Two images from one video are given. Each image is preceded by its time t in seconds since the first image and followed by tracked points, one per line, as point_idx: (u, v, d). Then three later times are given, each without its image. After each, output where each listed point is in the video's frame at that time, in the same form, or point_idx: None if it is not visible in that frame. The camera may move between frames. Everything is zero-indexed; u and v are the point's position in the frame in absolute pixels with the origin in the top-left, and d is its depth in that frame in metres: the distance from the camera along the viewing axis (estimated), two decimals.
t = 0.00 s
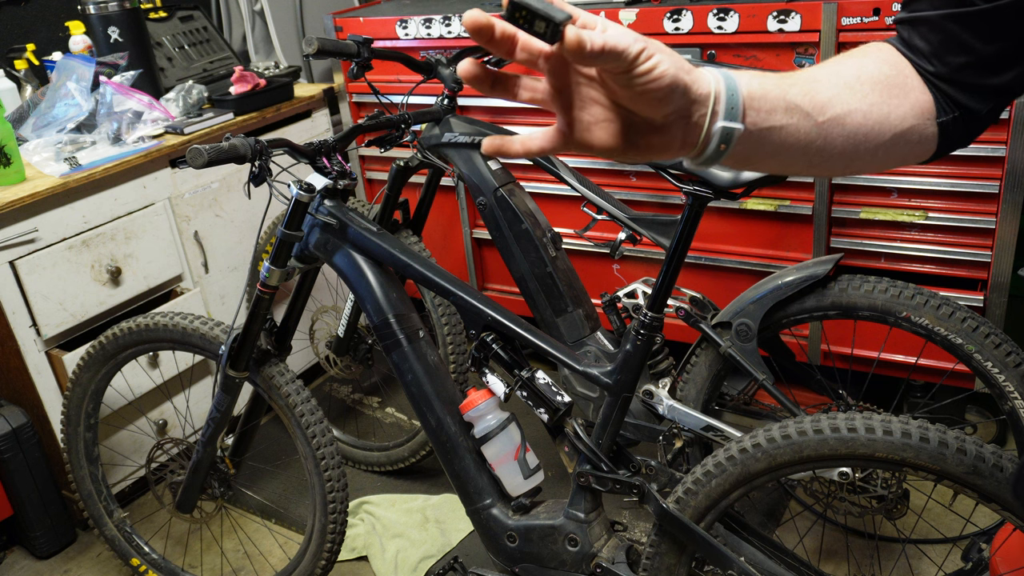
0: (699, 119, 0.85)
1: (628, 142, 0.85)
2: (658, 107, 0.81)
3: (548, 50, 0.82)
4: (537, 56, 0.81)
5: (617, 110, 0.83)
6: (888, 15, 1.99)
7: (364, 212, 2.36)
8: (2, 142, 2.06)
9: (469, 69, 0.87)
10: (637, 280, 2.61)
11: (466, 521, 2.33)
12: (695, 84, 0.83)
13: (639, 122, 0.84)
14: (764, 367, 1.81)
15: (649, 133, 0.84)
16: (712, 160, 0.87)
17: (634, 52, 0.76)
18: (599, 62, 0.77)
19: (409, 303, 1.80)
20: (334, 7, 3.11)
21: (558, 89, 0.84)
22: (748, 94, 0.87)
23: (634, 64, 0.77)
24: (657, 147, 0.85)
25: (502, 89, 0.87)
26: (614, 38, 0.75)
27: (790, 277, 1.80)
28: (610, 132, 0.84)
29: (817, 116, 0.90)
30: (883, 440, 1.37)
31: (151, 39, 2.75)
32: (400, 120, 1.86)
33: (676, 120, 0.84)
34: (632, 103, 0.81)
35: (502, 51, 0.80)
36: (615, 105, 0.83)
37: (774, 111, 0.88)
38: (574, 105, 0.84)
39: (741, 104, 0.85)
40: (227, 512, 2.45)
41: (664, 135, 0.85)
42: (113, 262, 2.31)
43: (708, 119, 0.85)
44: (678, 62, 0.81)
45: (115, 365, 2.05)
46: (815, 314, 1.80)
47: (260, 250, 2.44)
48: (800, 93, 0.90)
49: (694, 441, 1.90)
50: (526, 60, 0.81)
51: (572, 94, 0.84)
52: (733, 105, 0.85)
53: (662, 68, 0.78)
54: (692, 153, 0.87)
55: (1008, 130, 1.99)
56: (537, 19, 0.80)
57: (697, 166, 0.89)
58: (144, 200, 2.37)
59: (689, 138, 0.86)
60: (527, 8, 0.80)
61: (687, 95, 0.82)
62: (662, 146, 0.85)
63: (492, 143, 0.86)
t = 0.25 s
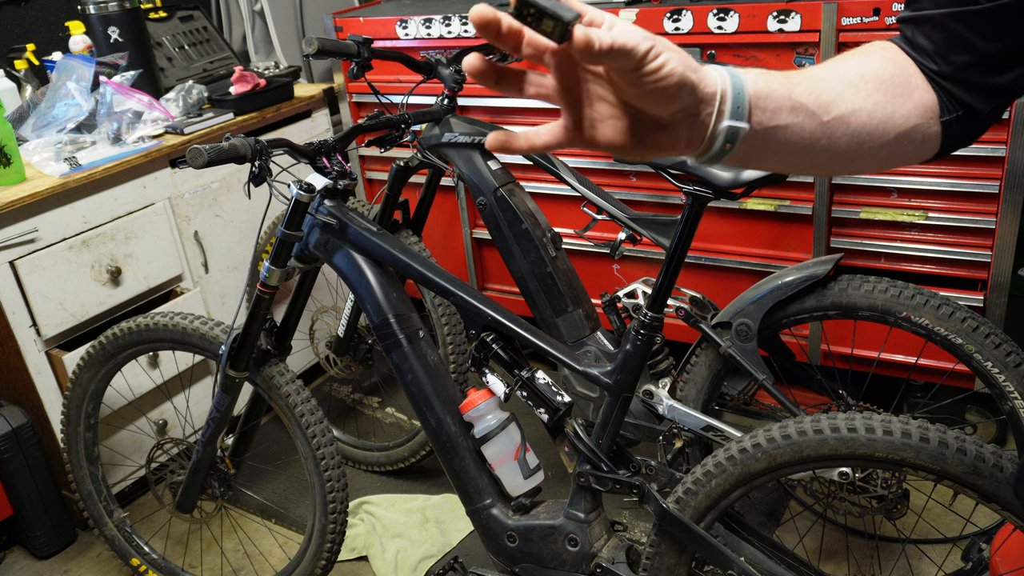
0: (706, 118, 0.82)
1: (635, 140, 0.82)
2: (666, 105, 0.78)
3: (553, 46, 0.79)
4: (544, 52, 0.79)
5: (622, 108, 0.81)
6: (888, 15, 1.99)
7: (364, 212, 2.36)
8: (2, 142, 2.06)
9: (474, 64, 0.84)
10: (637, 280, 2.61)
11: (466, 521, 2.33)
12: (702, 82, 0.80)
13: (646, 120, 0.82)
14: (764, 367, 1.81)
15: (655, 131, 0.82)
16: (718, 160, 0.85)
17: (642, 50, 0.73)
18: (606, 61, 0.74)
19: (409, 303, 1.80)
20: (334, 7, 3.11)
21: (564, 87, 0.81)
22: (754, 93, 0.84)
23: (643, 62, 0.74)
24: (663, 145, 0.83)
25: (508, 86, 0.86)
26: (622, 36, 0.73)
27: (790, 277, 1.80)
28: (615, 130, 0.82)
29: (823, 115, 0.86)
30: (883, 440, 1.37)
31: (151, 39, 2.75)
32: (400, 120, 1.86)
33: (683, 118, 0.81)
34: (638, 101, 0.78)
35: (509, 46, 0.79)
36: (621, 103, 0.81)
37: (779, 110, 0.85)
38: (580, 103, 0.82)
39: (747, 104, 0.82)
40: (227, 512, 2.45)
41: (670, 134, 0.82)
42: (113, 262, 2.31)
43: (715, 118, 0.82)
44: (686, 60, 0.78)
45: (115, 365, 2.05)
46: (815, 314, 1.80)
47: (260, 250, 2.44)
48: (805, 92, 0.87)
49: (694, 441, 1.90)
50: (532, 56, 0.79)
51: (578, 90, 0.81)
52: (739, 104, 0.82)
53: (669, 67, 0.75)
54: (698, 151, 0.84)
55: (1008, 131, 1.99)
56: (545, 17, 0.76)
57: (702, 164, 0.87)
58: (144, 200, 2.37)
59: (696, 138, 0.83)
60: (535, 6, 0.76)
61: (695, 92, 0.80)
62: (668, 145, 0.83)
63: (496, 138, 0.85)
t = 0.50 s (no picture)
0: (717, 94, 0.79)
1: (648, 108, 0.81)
2: (681, 78, 0.76)
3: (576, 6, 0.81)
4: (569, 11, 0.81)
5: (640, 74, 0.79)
6: (888, 15, 1.99)
7: (364, 212, 2.36)
8: (2, 142, 2.06)
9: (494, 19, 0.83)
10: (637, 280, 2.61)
11: (467, 521, 2.33)
12: (720, 58, 0.77)
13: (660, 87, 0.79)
14: (764, 367, 1.81)
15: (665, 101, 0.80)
16: (722, 136, 0.83)
17: (668, 20, 0.70)
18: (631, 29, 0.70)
19: (409, 303, 1.80)
20: (334, 7, 3.11)
21: (586, 47, 0.81)
22: (768, 72, 0.82)
23: (666, 33, 0.71)
24: (671, 115, 0.81)
25: (524, 40, 0.86)
26: (651, 3, 0.69)
27: (790, 277, 1.80)
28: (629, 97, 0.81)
29: (830, 98, 0.86)
30: (883, 440, 1.37)
31: (151, 39, 2.75)
32: (400, 120, 1.86)
33: (695, 93, 0.79)
34: (653, 71, 0.75)
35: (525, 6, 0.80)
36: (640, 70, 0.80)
37: (790, 91, 0.84)
38: (601, 65, 0.81)
39: (760, 83, 0.81)
40: (227, 512, 2.45)
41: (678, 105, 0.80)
42: (113, 262, 2.31)
43: (726, 95, 0.80)
44: (707, 33, 0.75)
45: (115, 365, 2.05)
46: (815, 314, 1.80)
47: (260, 250, 2.44)
48: (815, 74, 0.85)
49: (694, 441, 1.90)
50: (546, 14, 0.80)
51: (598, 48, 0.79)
52: (751, 83, 0.80)
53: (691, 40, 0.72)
54: (704, 125, 0.82)
55: (1008, 130, 1.99)
56: None
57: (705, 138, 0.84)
58: (144, 200, 2.37)
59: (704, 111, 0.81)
60: None
61: (712, 68, 0.77)
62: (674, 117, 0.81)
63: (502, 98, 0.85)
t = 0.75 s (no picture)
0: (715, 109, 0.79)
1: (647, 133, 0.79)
2: (677, 96, 0.76)
3: (565, 32, 0.77)
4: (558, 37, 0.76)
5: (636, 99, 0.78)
6: (888, 15, 1.99)
7: (364, 212, 2.36)
8: (2, 142, 2.06)
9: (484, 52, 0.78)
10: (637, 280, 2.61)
11: (467, 521, 2.33)
12: (714, 73, 0.77)
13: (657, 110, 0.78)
14: (764, 367, 1.81)
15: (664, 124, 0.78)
16: (724, 151, 0.82)
17: (659, 40, 0.70)
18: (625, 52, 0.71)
19: (409, 303, 1.80)
20: (334, 7, 3.11)
21: (576, 72, 0.78)
22: (764, 84, 0.82)
23: (656, 54, 0.71)
24: (671, 137, 0.80)
25: (516, 74, 0.80)
26: (639, 27, 0.70)
27: (790, 277, 1.80)
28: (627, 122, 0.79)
29: (828, 107, 0.85)
30: (883, 440, 1.37)
31: (151, 39, 2.75)
32: (400, 120, 1.86)
33: (692, 110, 0.79)
34: (649, 91, 0.75)
35: (518, 31, 0.75)
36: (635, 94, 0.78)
37: (787, 102, 0.83)
38: (592, 89, 0.79)
39: (757, 95, 0.80)
40: (227, 512, 2.45)
41: (678, 125, 0.79)
42: (113, 262, 2.31)
43: (723, 109, 0.79)
44: (698, 50, 0.76)
45: (115, 365, 2.05)
46: (815, 314, 1.80)
47: (260, 250, 2.44)
48: (812, 83, 0.85)
49: (694, 441, 1.90)
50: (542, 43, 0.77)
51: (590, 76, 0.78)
52: (747, 96, 0.80)
53: (684, 57, 0.73)
54: (704, 142, 0.82)
55: (1008, 130, 1.99)
56: (561, 9, 0.70)
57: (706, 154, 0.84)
58: (144, 200, 2.37)
59: (703, 129, 0.80)
60: None
61: (707, 84, 0.77)
62: (675, 137, 0.80)
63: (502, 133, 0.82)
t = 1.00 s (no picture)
0: (719, 111, 0.79)
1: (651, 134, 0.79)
2: (682, 97, 0.75)
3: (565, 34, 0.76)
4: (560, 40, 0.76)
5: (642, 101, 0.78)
6: (888, 15, 1.99)
7: (364, 212, 2.36)
8: (2, 142, 2.06)
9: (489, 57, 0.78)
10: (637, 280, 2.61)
11: (467, 521, 2.33)
12: (718, 74, 0.77)
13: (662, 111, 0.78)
14: (764, 367, 1.81)
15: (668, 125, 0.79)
16: (728, 152, 0.82)
17: (665, 40, 0.70)
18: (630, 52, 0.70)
19: (409, 303, 1.80)
20: (334, 7, 3.11)
21: (579, 72, 0.78)
22: (767, 85, 0.82)
23: (663, 53, 0.71)
24: (676, 138, 0.80)
25: (519, 78, 0.80)
26: (646, 26, 0.69)
27: (790, 277, 1.80)
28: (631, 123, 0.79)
29: (831, 108, 0.85)
30: (883, 440, 1.37)
31: (151, 39, 2.75)
32: (400, 120, 1.86)
33: (697, 111, 0.79)
34: (654, 93, 0.75)
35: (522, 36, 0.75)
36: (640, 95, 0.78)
37: (791, 103, 0.83)
38: (596, 90, 0.79)
39: (760, 97, 0.80)
40: (227, 512, 2.45)
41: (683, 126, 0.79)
42: (113, 262, 2.31)
43: (728, 111, 0.79)
44: (703, 51, 0.75)
45: (115, 365, 2.05)
46: (815, 314, 1.81)
47: (260, 250, 2.44)
48: (815, 84, 0.85)
49: (694, 441, 1.90)
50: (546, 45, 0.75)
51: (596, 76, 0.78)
52: (752, 98, 0.80)
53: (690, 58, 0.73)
54: (707, 143, 0.82)
55: (1008, 130, 1.99)
56: (566, 10, 0.70)
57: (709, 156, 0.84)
58: (144, 200, 2.37)
59: (707, 130, 0.80)
60: None
61: (712, 85, 0.77)
62: (679, 139, 0.80)
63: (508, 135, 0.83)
